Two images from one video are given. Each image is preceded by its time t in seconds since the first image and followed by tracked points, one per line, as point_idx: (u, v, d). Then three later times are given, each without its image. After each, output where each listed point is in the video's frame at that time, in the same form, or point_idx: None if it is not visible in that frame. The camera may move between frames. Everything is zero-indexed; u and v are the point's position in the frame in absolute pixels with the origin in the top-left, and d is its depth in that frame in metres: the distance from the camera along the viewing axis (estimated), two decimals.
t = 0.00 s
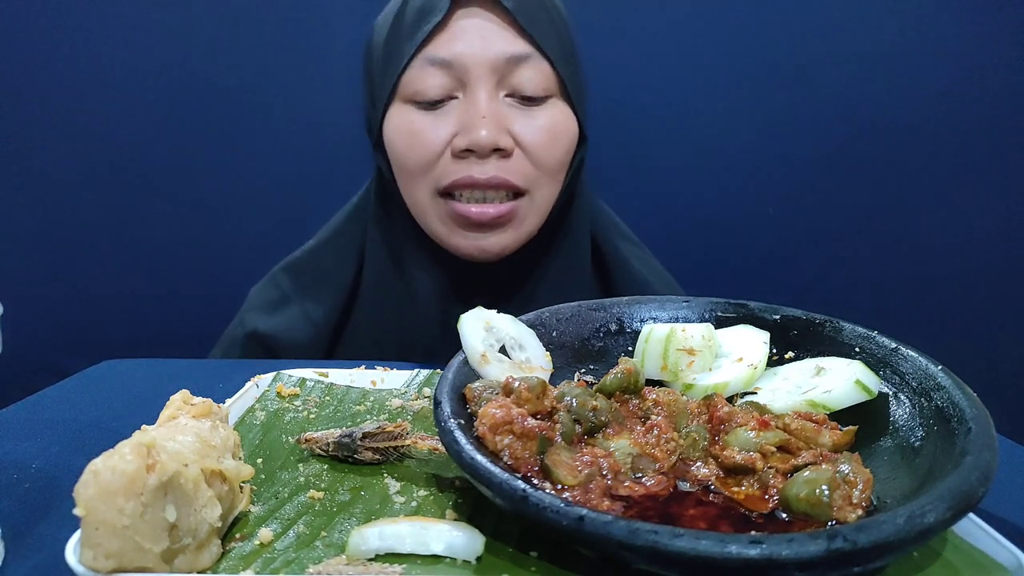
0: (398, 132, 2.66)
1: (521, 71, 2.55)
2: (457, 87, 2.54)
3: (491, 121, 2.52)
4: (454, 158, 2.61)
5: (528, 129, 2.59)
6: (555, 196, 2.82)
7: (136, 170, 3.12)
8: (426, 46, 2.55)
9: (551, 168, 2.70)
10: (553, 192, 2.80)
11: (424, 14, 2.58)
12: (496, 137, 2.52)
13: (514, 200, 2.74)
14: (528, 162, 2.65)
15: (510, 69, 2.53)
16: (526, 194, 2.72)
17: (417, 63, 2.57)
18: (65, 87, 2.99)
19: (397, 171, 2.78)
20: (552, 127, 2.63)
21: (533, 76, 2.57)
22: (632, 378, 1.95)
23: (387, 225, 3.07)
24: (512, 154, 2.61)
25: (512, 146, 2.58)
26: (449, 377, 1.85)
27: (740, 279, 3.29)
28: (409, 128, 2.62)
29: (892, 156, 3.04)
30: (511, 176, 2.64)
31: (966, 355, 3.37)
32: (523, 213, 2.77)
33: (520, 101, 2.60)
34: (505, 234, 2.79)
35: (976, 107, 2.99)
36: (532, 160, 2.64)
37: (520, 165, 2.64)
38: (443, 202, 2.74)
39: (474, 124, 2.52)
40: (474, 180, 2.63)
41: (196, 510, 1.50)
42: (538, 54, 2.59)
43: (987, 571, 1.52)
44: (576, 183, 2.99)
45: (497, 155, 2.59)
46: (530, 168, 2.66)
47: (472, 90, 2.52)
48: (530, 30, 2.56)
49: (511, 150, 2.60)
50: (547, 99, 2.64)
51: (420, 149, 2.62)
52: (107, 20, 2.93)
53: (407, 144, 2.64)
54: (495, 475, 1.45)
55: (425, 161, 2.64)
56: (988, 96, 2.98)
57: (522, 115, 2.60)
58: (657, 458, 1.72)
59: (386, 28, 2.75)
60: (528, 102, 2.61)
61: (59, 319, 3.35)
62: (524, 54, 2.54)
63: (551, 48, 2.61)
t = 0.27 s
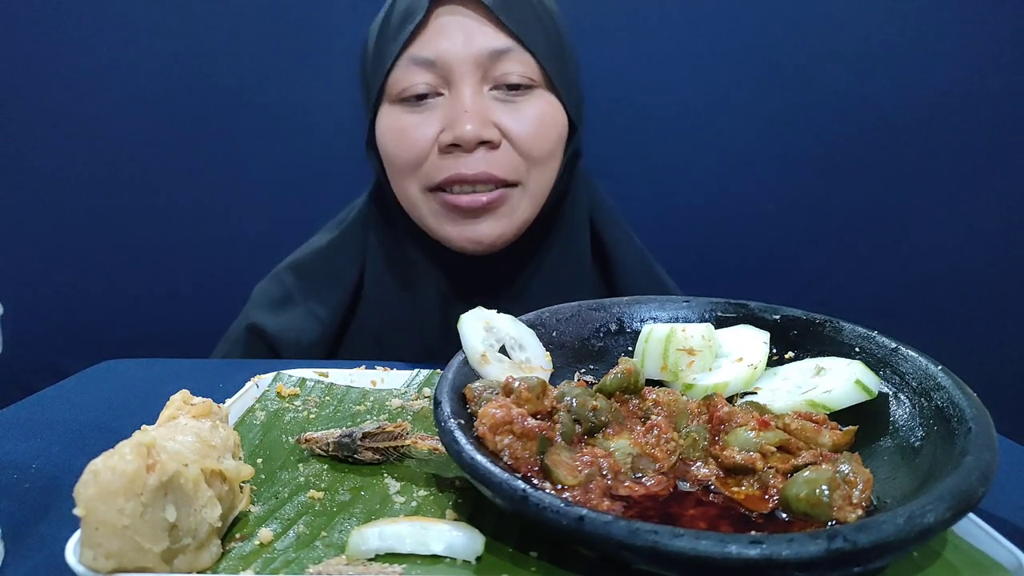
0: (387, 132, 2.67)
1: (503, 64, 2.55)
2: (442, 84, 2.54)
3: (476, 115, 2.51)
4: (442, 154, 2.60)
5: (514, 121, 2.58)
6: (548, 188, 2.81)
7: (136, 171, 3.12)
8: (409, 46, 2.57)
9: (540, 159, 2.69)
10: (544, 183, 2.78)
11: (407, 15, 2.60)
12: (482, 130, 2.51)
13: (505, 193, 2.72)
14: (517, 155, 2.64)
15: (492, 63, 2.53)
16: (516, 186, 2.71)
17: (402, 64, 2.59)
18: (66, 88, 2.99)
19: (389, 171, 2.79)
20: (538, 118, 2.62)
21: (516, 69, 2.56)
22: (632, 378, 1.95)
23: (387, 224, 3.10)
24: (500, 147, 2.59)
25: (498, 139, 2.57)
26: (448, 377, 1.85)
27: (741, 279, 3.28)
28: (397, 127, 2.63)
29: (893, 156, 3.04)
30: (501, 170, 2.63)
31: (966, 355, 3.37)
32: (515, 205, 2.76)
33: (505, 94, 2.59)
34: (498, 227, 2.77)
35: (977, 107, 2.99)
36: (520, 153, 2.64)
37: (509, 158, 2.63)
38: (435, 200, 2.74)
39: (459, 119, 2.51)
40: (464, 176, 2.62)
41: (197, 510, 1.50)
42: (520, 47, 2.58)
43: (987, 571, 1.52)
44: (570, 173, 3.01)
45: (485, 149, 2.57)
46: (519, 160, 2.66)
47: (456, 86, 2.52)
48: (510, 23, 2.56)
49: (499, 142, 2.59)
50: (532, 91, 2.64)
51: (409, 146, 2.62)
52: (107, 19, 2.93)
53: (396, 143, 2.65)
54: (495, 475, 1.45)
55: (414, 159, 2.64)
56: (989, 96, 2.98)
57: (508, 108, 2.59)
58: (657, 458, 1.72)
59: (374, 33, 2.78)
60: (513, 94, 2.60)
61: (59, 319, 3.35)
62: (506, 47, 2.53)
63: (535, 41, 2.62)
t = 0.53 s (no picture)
0: (397, 127, 2.92)
1: (511, 63, 2.80)
2: (453, 81, 2.81)
3: (486, 115, 2.82)
4: (452, 149, 2.89)
5: (520, 119, 2.86)
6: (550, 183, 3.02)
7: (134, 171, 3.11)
8: (421, 44, 2.80)
9: (545, 155, 2.95)
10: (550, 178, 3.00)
11: (418, 11, 2.81)
12: (490, 129, 2.83)
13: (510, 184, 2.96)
14: (521, 149, 2.90)
15: (500, 62, 2.79)
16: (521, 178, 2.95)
17: (414, 61, 2.82)
18: (66, 88, 2.99)
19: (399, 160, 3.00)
20: (542, 115, 2.88)
21: (523, 67, 2.81)
22: (632, 378, 1.95)
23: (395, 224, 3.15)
24: (507, 143, 2.88)
25: (506, 138, 2.87)
26: (449, 377, 1.85)
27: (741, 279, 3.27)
28: (410, 122, 2.89)
29: (892, 156, 3.04)
30: (506, 164, 2.91)
31: (966, 355, 3.37)
32: (519, 196, 2.99)
33: (512, 92, 2.84)
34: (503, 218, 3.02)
35: (977, 107, 2.99)
36: (524, 147, 2.90)
37: (515, 153, 2.91)
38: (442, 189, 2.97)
39: (468, 117, 2.83)
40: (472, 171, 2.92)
41: (197, 510, 1.50)
42: (526, 44, 2.81)
43: (987, 571, 1.52)
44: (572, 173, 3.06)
45: (492, 146, 2.88)
46: (524, 155, 2.92)
47: (466, 85, 2.80)
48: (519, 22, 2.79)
49: (505, 139, 2.87)
50: (539, 88, 2.86)
51: (420, 142, 2.90)
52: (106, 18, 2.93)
53: (407, 138, 2.91)
54: (495, 475, 1.45)
55: (425, 153, 2.91)
56: (988, 96, 2.98)
57: (515, 105, 2.84)
58: (657, 458, 1.72)
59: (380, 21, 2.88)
60: (520, 91, 2.84)
61: (59, 319, 3.35)
62: (513, 47, 2.79)
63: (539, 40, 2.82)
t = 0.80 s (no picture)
0: (405, 120, 2.98)
1: (526, 75, 2.89)
2: (465, 83, 2.90)
3: (490, 122, 2.93)
4: (453, 150, 2.99)
5: (524, 130, 2.95)
6: (544, 200, 3.10)
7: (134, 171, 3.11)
8: (440, 41, 2.88)
9: (543, 171, 3.04)
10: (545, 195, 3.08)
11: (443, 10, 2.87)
12: (492, 136, 2.94)
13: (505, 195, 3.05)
14: (519, 161, 2.99)
15: (515, 72, 2.89)
16: (516, 190, 3.04)
17: (431, 57, 2.90)
18: (66, 89, 2.99)
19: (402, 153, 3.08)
20: (546, 131, 2.97)
21: (537, 81, 2.90)
22: (632, 378, 1.95)
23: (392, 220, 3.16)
24: (506, 153, 2.98)
25: (506, 147, 2.97)
26: (449, 376, 1.86)
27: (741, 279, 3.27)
28: (418, 118, 2.96)
29: (893, 156, 3.04)
30: (503, 172, 3.00)
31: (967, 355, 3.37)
32: (512, 208, 3.08)
33: (522, 103, 2.92)
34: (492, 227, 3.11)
35: (977, 107, 2.99)
36: (523, 159, 2.99)
37: (513, 164, 3.00)
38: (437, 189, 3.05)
39: (474, 121, 2.93)
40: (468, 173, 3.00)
41: (197, 510, 1.50)
42: (542, 59, 2.90)
43: (987, 571, 1.52)
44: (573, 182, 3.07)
45: (491, 154, 2.98)
46: (522, 167, 3.01)
47: (477, 90, 2.90)
48: (540, 36, 2.87)
49: (505, 148, 2.97)
50: (549, 104, 2.94)
51: (424, 139, 2.98)
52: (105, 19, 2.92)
53: (412, 133, 2.99)
54: (495, 475, 1.46)
55: (427, 150, 3.00)
56: (988, 96, 2.98)
57: (522, 116, 2.94)
58: (657, 458, 1.72)
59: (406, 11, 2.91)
60: (529, 104, 2.93)
61: (59, 320, 3.35)
62: (530, 60, 2.88)
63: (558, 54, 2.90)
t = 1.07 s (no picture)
0: (404, 126, 2.68)
1: (530, 84, 2.55)
2: (464, 90, 2.56)
3: (489, 133, 2.53)
4: (448, 161, 2.62)
5: (525, 143, 2.59)
6: (546, 212, 2.82)
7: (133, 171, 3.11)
8: (440, 45, 2.57)
9: (544, 187, 2.71)
10: (543, 210, 2.79)
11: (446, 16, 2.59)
12: (491, 148, 2.54)
13: (502, 211, 2.73)
14: (520, 177, 2.65)
15: (519, 81, 2.54)
16: (514, 206, 2.72)
17: (430, 61, 2.59)
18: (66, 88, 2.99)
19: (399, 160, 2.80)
20: (550, 145, 2.64)
21: (542, 92, 2.56)
22: (632, 378, 1.95)
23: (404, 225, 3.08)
24: (505, 166, 2.61)
25: (505, 160, 2.59)
26: (449, 377, 1.85)
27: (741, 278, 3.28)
28: (414, 124, 2.64)
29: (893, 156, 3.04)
30: (501, 189, 2.64)
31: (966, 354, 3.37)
32: (509, 225, 2.77)
33: (525, 113, 2.60)
34: (489, 240, 2.80)
35: (976, 106, 2.99)
36: (524, 175, 2.65)
37: (512, 179, 2.64)
38: (432, 199, 2.74)
39: (470, 131, 2.53)
40: (464, 188, 2.64)
41: (196, 510, 1.50)
42: (550, 71, 2.58)
43: (987, 571, 1.52)
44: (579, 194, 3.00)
45: (490, 167, 2.59)
46: (523, 184, 2.67)
47: (477, 97, 2.53)
48: (545, 45, 2.54)
49: (505, 162, 2.60)
50: (553, 117, 2.64)
51: (419, 146, 2.64)
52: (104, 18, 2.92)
53: (409, 139, 2.67)
54: (495, 475, 1.45)
55: (422, 159, 2.66)
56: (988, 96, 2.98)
57: (523, 127, 2.59)
58: (657, 458, 1.72)
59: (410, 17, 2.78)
60: (532, 115, 2.61)
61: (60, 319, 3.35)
62: (535, 69, 2.53)
63: (565, 66, 2.61)
